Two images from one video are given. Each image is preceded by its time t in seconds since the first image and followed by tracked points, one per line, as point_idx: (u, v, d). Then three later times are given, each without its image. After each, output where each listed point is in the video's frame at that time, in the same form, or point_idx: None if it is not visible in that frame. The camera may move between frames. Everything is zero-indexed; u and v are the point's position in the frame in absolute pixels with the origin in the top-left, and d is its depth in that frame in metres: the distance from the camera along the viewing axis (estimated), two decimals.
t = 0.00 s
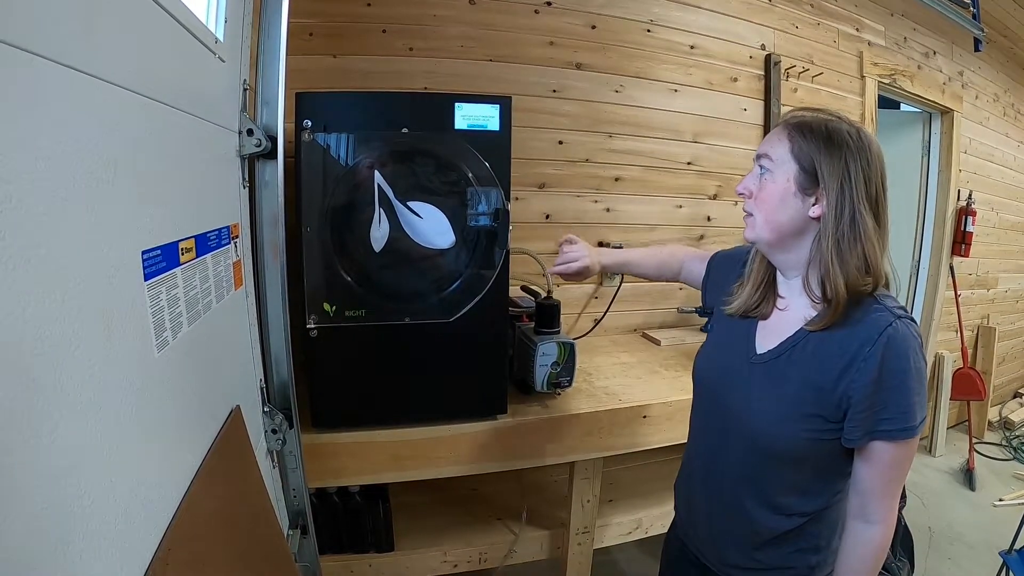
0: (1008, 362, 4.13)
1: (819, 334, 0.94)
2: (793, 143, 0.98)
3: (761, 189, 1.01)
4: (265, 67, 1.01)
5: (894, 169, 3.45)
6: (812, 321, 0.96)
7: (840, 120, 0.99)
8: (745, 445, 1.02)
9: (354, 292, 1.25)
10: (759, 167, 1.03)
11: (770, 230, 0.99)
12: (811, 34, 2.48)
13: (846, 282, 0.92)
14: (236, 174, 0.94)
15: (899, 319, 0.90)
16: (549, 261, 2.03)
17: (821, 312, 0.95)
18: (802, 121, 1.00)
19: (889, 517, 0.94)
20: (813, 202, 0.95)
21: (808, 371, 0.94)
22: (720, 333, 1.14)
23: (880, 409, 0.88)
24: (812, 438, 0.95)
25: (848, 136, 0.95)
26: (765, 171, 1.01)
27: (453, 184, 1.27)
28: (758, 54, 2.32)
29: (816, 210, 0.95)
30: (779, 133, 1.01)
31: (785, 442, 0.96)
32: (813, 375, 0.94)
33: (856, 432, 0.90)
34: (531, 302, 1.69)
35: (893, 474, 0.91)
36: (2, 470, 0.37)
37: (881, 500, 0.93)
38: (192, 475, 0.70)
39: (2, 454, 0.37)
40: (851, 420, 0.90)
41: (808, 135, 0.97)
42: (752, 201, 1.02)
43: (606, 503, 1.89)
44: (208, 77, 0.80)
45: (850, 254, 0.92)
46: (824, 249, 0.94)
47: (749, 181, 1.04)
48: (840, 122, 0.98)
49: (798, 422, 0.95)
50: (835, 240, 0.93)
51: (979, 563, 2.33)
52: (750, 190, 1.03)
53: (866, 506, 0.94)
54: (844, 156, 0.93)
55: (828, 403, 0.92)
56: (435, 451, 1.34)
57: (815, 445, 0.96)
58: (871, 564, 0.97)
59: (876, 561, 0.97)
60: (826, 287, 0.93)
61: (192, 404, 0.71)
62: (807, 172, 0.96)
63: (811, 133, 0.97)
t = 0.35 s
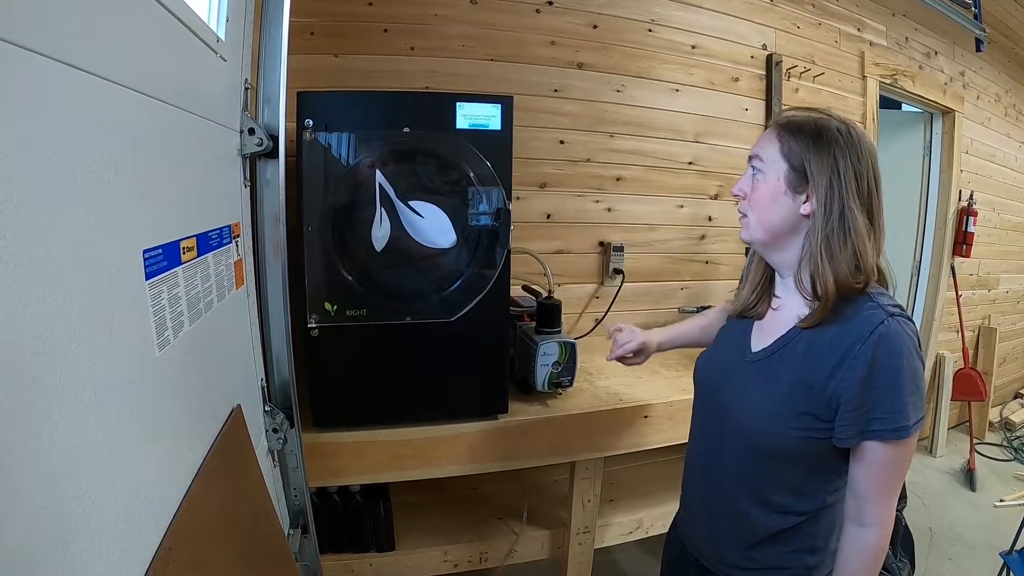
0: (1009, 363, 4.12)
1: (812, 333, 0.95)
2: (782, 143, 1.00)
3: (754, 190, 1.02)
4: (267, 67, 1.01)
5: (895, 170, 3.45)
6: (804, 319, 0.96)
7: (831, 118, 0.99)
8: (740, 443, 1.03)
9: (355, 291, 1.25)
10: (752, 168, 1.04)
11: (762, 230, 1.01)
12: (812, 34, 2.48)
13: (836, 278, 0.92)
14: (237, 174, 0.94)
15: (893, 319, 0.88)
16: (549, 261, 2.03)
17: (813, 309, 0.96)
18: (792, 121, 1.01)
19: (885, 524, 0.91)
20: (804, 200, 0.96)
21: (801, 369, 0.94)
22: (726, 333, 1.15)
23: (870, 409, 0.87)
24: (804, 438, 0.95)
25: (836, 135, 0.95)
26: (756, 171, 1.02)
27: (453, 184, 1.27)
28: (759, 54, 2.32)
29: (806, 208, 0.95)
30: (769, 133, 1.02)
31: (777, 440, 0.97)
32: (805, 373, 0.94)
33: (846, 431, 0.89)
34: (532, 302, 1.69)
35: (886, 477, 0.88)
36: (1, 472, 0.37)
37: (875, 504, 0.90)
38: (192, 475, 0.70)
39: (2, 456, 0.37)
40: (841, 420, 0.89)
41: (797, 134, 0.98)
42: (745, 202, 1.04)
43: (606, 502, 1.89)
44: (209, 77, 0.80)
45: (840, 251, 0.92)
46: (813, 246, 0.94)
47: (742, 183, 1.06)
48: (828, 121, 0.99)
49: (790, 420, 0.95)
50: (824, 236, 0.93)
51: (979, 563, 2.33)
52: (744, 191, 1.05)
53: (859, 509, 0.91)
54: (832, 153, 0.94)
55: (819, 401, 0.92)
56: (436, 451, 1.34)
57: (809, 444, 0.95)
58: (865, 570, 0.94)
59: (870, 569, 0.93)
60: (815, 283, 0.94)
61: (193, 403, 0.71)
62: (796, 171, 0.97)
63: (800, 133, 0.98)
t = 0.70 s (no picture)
0: (1009, 362, 4.13)
1: (785, 324, 0.96)
2: (742, 145, 1.04)
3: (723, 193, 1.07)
4: (266, 66, 1.01)
5: (895, 169, 3.45)
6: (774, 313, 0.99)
7: (796, 115, 1.01)
8: (722, 435, 1.04)
9: (355, 291, 1.25)
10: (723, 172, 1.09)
11: (732, 231, 1.05)
12: (812, 34, 2.48)
13: (791, 274, 0.94)
14: (237, 174, 0.94)
15: (864, 309, 0.88)
16: (549, 260, 2.03)
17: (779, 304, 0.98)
18: (754, 122, 1.04)
19: (863, 519, 0.89)
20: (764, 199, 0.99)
21: (774, 360, 0.95)
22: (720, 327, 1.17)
23: (838, 397, 0.87)
24: (780, 428, 0.95)
25: (792, 133, 0.97)
26: (728, 178, 1.06)
27: (453, 184, 1.27)
28: (759, 54, 2.32)
29: (764, 207, 0.99)
30: (736, 139, 1.06)
31: (754, 431, 0.98)
32: (778, 361, 0.95)
33: (815, 419, 0.89)
34: (531, 302, 1.69)
35: (860, 468, 0.87)
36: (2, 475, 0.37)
37: (850, 497, 0.88)
38: (193, 474, 0.70)
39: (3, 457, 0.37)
40: (810, 409, 0.90)
41: (754, 134, 1.02)
42: (723, 209, 1.08)
43: (606, 502, 1.89)
44: (209, 77, 0.80)
45: (794, 246, 0.95)
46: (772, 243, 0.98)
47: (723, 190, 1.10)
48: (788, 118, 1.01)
49: (765, 410, 0.96)
50: (780, 232, 0.96)
51: (979, 562, 2.34)
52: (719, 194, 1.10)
53: (836, 502, 0.90)
54: (783, 150, 0.96)
55: (791, 391, 0.93)
56: (436, 451, 1.34)
57: (787, 435, 0.95)
58: (845, 568, 0.92)
59: (849, 566, 0.91)
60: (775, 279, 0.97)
61: (193, 404, 0.71)
62: (753, 171, 1.00)
63: (756, 133, 1.01)
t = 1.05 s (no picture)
0: (1009, 361, 4.13)
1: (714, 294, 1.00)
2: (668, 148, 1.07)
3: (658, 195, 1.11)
4: (265, 66, 1.01)
5: (894, 169, 3.45)
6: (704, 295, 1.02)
7: (720, 120, 1.03)
8: (671, 411, 1.07)
9: (354, 291, 1.24)
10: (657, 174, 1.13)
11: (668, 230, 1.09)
12: (811, 33, 2.48)
13: (713, 268, 0.98)
14: (236, 173, 0.94)
15: (780, 270, 0.92)
16: (549, 260, 2.03)
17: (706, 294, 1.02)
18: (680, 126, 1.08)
19: (808, 468, 0.89)
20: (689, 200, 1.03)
21: (706, 326, 0.99)
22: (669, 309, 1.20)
23: (761, 350, 0.89)
24: (717, 390, 0.98)
25: (714, 137, 1.00)
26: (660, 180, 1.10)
27: (453, 183, 1.27)
28: (759, 53, 2.32)
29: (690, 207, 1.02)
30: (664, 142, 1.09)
31: (695, 398, 1.00)
32: (708, 327, 0.98)
33: (743, 375, 0.92)
34: (531, 301, 1.69)
35: (793, 414, 0.88)
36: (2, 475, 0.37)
37: (788, 444, 0.90)
38: (192, 474, 0.70)
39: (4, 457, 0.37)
40: (738, 365, 0.92)
41: (678, 139, 1.05)
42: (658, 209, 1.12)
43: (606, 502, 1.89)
44: (208, 76, 0.80)
45: (715, 243, 0.98)
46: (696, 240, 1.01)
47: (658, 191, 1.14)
48: (709, 121, 1.04)
49: (702, 374, 0.99)
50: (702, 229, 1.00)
51: (979, 561, 2.34)
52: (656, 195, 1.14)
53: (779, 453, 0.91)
54: (700, 153, 1.00)
55: (722, 352, 0.96)
56: (435, 450, 1.34)
57: (725, 396, 0.97)
58: (798, 518, 0.91)
59: (801, 518, 0.91)
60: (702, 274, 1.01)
61: (192, 403, 0.71)
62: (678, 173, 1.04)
63: (679, 137, 1.05)
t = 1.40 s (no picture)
0: (1009, 360, 4.14)
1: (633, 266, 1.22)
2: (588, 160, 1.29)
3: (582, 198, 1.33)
4: (265, 65, 1.01)
5: (894, 167, 3.45)
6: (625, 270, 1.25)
7: (631, 138, 1.24)
8: (622, 377, 1.27)
9: (353, 290, 1.24)
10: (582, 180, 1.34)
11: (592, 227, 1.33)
12: (811, 31, 2.48)
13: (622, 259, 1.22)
14: (236, 172, 0.94)
15: (677, 236, 1.15)
16: (549, 259, 2.03)
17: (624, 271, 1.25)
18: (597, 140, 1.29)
19: (744, 383, 1.07)
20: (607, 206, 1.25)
21: (629, 294, 1.21)
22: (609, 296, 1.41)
23: (673, 300, 1.10)
24: (648, 343, 1.18)
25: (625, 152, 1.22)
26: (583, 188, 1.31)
27: (452, 182, 1.27)
28: (758, 52, 2.31)
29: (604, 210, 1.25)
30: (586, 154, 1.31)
31: (637, 356, 1.20)
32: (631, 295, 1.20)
33: (662, 323, 1.12)
34: (531, 300, 1.69)
35: (715, 342, 1.07)
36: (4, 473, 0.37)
37: (720, 368, 1.07)
38: (191, 473, 0.70)
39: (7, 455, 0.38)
40: (656, 315, 1.13)
41: (595, 152, 1.26)
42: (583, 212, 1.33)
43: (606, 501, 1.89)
44: (208, 75, 0.79)
45: (623, 240, 1.22)
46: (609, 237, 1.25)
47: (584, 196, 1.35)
48: (620, 135, 1.25)
49: (635, 334, 1.20)
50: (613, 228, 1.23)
51: (979, 560, 2.34)
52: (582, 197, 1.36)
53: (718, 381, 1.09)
54: (610, 165, 1.22)
55: (644, 310, 1.17)
56: (436, 450, 1.34)
57: (656, 347, 1.17)
58: (746, 429, 1.08)
59: (755, 426, 1.08)
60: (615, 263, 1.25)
61: (191, 403, 0.71)
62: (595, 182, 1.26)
63: (595, 151, 1.26)
